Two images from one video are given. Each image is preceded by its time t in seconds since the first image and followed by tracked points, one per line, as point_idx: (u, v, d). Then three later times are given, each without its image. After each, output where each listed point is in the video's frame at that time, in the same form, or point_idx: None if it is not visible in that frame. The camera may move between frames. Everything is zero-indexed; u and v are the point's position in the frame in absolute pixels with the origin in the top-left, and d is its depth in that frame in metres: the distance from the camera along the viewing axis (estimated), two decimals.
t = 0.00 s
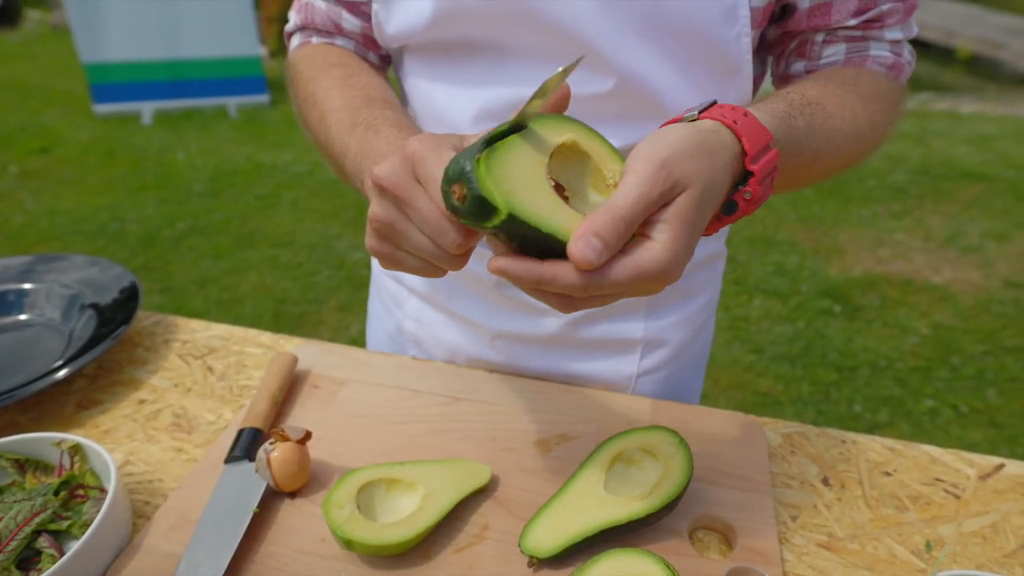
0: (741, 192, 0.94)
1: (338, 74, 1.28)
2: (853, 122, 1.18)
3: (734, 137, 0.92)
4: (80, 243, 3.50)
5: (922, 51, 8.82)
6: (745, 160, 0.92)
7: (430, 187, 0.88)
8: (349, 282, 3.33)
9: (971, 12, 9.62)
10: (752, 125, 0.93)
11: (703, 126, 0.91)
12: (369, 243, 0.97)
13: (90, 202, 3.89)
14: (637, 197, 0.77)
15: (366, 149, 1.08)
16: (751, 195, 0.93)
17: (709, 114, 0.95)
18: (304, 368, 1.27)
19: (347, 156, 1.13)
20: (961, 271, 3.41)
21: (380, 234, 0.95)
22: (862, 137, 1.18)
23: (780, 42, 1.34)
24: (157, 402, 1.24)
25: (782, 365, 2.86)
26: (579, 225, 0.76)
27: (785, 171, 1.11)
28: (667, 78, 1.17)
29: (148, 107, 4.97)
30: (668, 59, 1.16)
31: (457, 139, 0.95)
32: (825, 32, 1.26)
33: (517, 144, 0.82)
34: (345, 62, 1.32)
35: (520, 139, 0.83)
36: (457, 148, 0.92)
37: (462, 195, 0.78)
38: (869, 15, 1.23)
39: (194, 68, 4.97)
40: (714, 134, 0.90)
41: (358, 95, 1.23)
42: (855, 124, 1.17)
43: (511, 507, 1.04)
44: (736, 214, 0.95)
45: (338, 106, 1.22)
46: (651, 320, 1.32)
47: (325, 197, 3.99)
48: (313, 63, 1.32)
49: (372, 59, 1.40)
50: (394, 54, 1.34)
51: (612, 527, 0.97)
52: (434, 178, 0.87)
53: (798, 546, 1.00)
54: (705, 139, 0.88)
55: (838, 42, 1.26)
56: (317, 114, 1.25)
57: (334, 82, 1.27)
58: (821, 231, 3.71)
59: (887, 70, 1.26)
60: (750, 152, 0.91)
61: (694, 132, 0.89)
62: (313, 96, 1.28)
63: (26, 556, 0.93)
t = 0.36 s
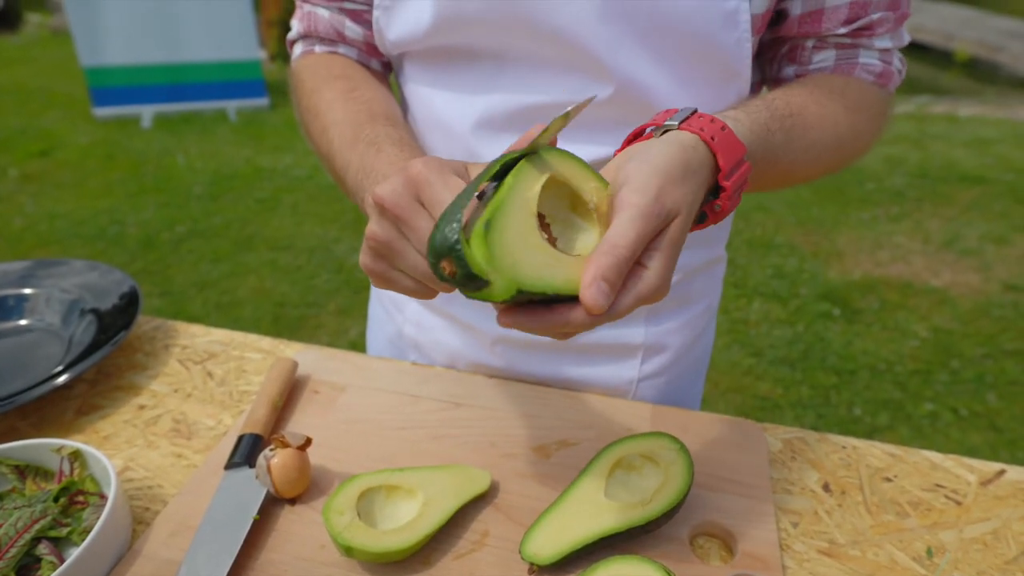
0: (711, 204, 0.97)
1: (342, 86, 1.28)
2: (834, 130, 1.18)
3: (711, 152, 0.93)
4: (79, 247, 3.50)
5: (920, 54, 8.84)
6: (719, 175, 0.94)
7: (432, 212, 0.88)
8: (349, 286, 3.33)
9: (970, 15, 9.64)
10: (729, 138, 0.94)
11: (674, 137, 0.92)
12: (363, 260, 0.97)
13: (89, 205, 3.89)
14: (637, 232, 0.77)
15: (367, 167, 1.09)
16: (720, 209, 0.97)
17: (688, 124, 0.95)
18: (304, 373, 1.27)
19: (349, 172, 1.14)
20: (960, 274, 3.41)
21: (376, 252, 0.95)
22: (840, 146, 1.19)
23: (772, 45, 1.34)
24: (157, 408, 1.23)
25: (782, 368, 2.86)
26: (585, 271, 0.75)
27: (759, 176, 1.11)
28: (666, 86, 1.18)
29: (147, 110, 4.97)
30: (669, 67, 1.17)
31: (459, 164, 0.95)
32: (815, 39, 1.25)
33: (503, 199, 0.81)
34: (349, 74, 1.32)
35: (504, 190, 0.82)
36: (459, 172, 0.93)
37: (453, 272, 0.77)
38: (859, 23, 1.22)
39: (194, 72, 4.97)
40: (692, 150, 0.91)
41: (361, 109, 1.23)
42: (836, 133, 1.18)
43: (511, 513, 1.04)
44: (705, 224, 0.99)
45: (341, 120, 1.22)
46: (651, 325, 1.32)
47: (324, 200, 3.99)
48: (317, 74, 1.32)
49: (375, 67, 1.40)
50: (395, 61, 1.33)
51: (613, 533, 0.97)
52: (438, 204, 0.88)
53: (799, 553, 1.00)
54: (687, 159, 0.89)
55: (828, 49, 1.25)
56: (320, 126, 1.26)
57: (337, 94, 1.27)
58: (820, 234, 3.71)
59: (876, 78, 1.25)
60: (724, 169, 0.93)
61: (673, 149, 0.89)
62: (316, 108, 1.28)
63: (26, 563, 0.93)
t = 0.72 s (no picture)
0: (698, 248, 0.98)
1: (320, 71, 1.29)
2: (827, 167, 1.17)
3: (717, 200, 0.93)
4: (78, 249, 3.50)
5: (920, 57, 8.86)
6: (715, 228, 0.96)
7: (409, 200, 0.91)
8: (348, 288, 3.33)
9: (969, 18, 9.68)
10: (738, 195, 0.93)
11: (687, 174, 0.92)
12: (358, 258, 1.04)
13: (88, 207, 3.89)
14: (674, 227, 0.78)
15: (342, 147, 1.10)
16: (704, 254, 0.98)
17: (705, 168, 0.94)
18: (302, 376, 1.27)
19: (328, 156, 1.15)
20: (959, 276, 3.42)
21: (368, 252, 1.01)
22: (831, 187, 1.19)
23: (760, 54, 1.34)
24: (155, 410, 1.23)
25: (781, 370, 2.86)
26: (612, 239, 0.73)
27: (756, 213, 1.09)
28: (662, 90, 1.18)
29: (146, 112, 4.96)
30: (666, 71, 1.17)
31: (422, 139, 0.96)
32: (805, 50, 1.25)
33: (489, 198, 0.79)
34: (330, 60, 1.32)
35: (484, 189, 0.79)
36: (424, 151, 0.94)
37: (467, 296, 0.82)
38: (849, 37, 1.22)
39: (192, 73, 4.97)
40: (703, 192, 0.90)
41: (336, 89, 1.23)
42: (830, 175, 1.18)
43: (510, 516, 1.04)
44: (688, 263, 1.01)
45: (318, 103, 1.23)
46: (647, 326, 1.32)
47: (323, 203, 3.99)
48: (303, 62, 1.33)
49: (365, 61, 1.40)
50: (392, 61, 1.33)
51: (612, 536, 0.97)
52: (406, 189, 0.90)
53: (798, 555, 1.00)
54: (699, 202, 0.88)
55: (816, 61, 1.25)
56: (302, 111, 1.26)
57: (316, 79, 1.27)
58: (819, 236, 3.72)
59: (861, 95, 1.26)
60: (723, 224, 0.94)
61: (691, 187, 0.89)
62: (297, 95, 1.29)
63: (24, 565, 0.93)
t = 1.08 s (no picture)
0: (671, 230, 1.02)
1: (329, 69, 1.28)
2: (806, 165, 1.17)
3: (685, 186, 0.95)
4: (78, 251, 3.50)
5: (919, 59, 8.88)
6: (686, 211, 0.98)
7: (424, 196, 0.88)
8: (348, 290, 3.33)
9: (968, 20, 9.71)
10: (706, 175, 0.96)
11: (652, 159, 0.94)
12: (365, 248, 0.99)
13: (87, 209, 3.89)
14: (632, 251, 0.78)
15: (359, 145, 1.10)
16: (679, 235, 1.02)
17: (672, 152, 0.96)
18: (302, 378, 1.27)
19: (340, 153, 1.14)
20: (959, 278, 3.42)
21: (376, 242, 0.96)
22: (812, 173, 1.19)
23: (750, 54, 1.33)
24: (155, 412, 1.23)
25: (781, 372, 2.86)
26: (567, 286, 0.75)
27: (726, 202, 1.11)
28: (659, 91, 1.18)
29: (145, 114, 4.96)
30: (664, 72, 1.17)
31: (446, 141, 0.94)
32: (791, 56, 1.24)
33: (521, 245, 0.79)
34: (336, 58, 1.31)
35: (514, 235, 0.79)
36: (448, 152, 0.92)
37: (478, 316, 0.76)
38: (834, 46, 1.21)
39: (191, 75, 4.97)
40: (667, 177, 0.92)
41: (349, 89, 1.23)
42: (811, 161, 1.18)
43: (510, 519, 1.04)
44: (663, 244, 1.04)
45: (330, 101, 1.22)
46: (644, 328, 1.33)
47: (323, 205, 3.99)
48: (309, 57, 1.32)
49: (366, 57, 1.40)
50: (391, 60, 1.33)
51: (613, 537, 0.97)
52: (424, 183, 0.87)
53: (797, 557, 1.00)
54: (665, 192, 0.89)
55: (802, 67, 1.25)
56: (310, 109, 1.26)
57: (325, 77, 1.27)
58: (818, 238, 3.72)
59: (845, 102, 1.26)
60: (693, 207, 0.97)
61: (656, 177, 0.90)
62: (305, 91, 1.28)
63: (24, 568, 0.93)
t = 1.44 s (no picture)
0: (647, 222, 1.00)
1: (345, 84, 1.28)
2: (785, 162, 1.17)
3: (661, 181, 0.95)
4: (77, 252, 3.50)
5: (917, 61, 8.91)
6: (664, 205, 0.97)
7: (425, 192, 0.89)
8: (347, 291, 3.33)
9: (966, 22, 9.73)
10: (683, 169, 0.96)
11: (631, 153, 0.93)
12: (353, 238, 0.97)
13: (86, 211, 3.89)
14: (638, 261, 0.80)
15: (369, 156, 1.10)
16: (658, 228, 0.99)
17: (652, 145, 0.96)
18: (301, 381, 1.27)
19: (351, 165, 1.14)
20: (958, 280, 3.42)
21: (366, 231, 0.95)
22: (793, 173, 1.20)
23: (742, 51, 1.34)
24: (154, 415, 1.23)
25: (780, 374, 2.86)
26: (587, 314, 0.78)
27: (701, 197, 1.11)
28: (658, 92, 1.18)
29: (145, 116, 4.96)
30: (664, 71, 1.18)
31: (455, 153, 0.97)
32: (779, 54, 1.25)
33: (540, 295, 0.80)
34: (351, 72, 1.32)
35: (536, 290, 0.80)
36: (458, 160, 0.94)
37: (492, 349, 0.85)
38: (821, 45, 1.21)
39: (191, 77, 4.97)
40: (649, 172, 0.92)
41: (366, 106, 1.24)
42: (793, 161, 1.18)
43: (509, 522, 1.04)
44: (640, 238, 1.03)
45: (345, 116, 1.22)
46: (645, 330, 1.33)
47: (322, 207, 3.99)
48: (325, 71, 1.32)
49: (378, 67, 1.40)
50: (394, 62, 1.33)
51: (612, 541, 0.97)
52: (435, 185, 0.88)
53: (797, 560, 1.00)
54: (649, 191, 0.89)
55: (790, 66, 1.25)
56: (323, 124, 1.26)
57: (342, 92, 1.27)
58: (817, 240, 3.72)
59: (832, 102, 1.25)
60: (670, 200, 0.96)
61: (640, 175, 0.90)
62: (319, 106, 1.28)
63: (23, 571, 0.93)
